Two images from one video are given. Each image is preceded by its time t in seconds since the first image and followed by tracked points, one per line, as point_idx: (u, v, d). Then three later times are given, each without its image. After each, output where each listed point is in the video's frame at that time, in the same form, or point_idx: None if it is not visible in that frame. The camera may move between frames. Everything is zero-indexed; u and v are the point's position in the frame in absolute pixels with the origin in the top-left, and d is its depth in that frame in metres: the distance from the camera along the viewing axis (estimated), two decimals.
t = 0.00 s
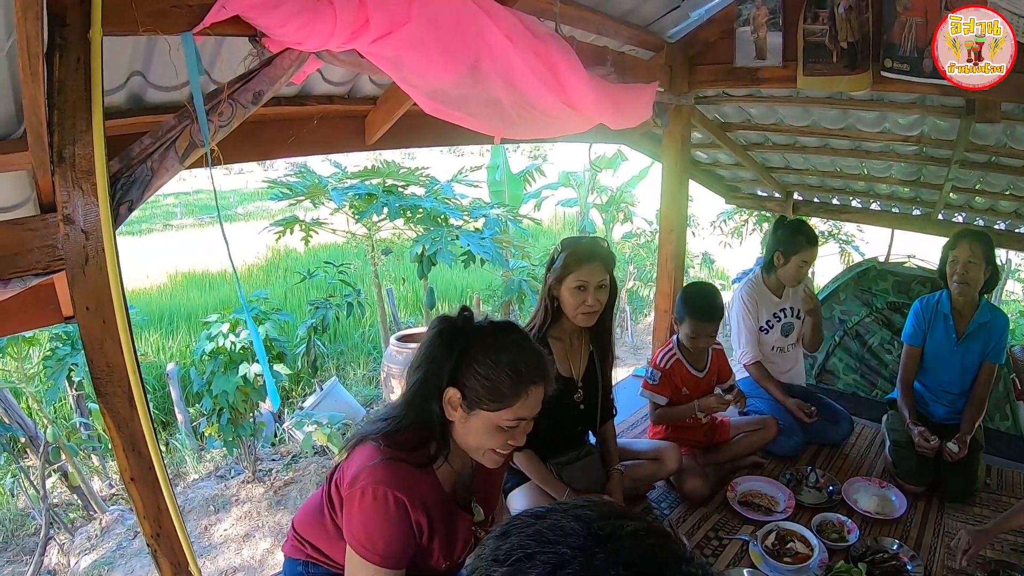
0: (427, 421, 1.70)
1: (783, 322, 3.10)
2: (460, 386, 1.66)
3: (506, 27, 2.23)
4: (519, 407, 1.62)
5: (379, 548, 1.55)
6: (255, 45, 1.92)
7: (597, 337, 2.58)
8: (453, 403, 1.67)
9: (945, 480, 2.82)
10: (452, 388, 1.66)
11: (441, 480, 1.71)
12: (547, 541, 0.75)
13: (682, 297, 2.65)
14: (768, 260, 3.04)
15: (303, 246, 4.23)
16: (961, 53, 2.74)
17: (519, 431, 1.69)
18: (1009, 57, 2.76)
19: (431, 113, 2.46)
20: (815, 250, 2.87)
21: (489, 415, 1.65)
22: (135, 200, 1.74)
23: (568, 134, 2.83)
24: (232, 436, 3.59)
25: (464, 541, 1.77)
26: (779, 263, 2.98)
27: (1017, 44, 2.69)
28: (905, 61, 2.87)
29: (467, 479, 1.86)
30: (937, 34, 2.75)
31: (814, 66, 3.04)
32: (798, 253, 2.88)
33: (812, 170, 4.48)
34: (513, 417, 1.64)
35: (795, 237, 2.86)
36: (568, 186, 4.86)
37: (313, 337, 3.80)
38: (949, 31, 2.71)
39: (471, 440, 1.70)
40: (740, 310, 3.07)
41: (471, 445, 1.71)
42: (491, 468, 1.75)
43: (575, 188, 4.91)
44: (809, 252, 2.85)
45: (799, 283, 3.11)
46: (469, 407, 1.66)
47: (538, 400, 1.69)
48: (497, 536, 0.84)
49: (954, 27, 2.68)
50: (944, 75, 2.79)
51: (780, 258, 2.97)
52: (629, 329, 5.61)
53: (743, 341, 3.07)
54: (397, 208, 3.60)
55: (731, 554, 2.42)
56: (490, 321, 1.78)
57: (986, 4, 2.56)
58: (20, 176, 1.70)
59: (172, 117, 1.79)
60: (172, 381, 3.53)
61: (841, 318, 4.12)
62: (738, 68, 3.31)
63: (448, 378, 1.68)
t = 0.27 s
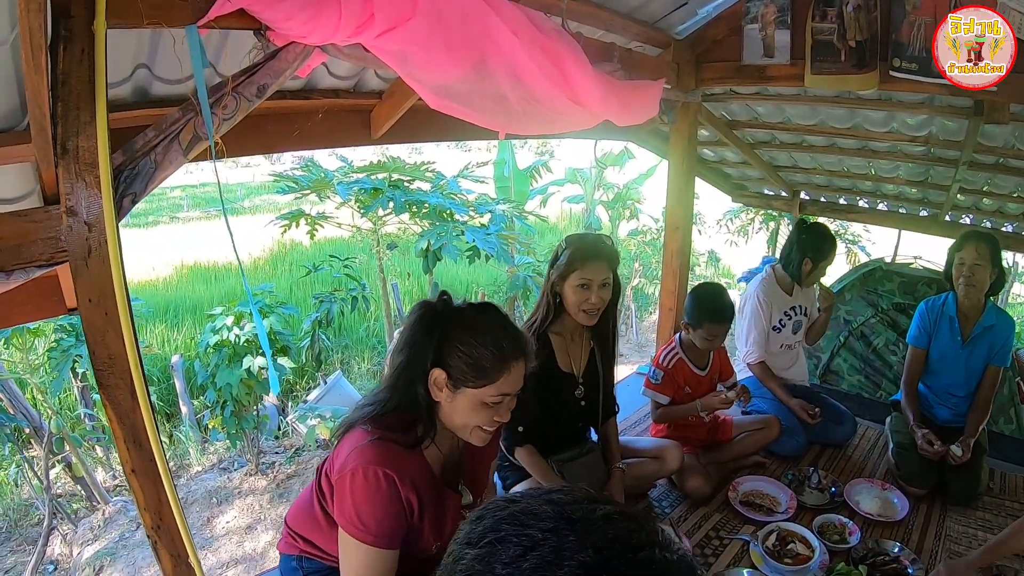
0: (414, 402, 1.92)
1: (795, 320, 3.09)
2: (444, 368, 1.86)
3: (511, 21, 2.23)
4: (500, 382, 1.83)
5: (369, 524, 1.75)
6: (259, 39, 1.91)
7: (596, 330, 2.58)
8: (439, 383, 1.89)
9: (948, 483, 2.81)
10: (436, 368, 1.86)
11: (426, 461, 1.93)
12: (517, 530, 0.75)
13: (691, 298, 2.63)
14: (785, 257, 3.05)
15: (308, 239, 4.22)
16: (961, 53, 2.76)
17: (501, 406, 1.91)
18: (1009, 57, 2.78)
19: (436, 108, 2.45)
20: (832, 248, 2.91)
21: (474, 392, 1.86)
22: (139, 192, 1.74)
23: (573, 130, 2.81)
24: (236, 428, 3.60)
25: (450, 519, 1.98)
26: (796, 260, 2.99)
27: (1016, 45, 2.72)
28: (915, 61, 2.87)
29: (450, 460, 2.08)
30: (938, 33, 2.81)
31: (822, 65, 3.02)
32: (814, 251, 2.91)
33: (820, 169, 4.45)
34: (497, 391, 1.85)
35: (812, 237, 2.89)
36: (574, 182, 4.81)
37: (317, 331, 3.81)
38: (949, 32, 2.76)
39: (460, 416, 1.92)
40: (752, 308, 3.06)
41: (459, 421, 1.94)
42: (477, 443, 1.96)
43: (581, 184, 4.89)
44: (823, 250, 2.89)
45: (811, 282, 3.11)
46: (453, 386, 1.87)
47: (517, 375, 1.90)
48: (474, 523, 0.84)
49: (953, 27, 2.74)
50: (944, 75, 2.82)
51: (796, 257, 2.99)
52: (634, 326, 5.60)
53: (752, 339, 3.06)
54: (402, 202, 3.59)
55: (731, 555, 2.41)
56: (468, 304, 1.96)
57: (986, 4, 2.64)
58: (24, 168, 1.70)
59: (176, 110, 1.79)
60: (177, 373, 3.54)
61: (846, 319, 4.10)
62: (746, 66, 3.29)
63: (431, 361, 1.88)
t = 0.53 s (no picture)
0: (414, 394, 1.92)
1: (803, 320, 3.08)
2: (446, 359, 1.88)
3: (510, 21, 2.23)
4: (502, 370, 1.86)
5: (369, 509, 1.75)
6: (256, 38, 1.90)
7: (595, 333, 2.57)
8: (441, 375, 1.89)
9: (947, 488, 2.79)
10: (438, 360, 1.88)
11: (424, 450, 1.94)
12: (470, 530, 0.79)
13: (693, 300, 2.62)
14: (797, 256, 3.05)
15: (309, 237, 4.21)
16: (961, 53, 2.75)
17: (503, 395, 1.94)
18: (1009, 58, 2.74)
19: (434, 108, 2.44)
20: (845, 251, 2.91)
21: (477, 381, 1.88)
22: (135, 192, 1.74)
23: (573, 131, 2.80)
24: (235, 426, 3.57)
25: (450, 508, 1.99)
26: (807, 259, 2.99)
27: (1017, 44, 2.69)
28: (917, 63, 2.87)
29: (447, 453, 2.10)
30: (939, 34, 2.81)
31: (823, 65, 3.00)
32: (829, 254, 2.91)
33: (821, 170, 4.43)
34: (499, 381, 1.88)
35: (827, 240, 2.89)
36: (575, 182, 4.79)
37: (317, 328, 3.78)
38: (950, 31, 2.75)
39: (461, 407, 1.94)
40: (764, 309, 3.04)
41: (459, 412, 1.96)
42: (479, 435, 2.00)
43: (582, 183, 4.88)
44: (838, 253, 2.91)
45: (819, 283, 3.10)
46: (454, 377, 1.88)
47: (516, 363, 1.94)
48: (446, 510, 0.89)
49: (954, 26, 2.73)
50: (944, 75, 2.83)
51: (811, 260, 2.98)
52: (634, 326, 5.59)
53: (761, 337, 3.06)
54: (403, 201, 3.57)
55: (728, 558, 2.40)
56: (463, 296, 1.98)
57: (986, 4, 2.63)
58: (20, 167, 1.69)
59: (173, 110, 1.78)
60: (177, 369, 3.53)
61: (847, 320, 4.08)
62: (747, 66, 3.28)
63: (432, 353, 1.89)
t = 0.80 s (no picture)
0: (407, 392, 1.91)
1: (803, 319, 3.08)
2: (439, 357, 1.88)
3: (504, 19, 2.22)
4: (496, 367, 1.87)
5: (362, 506, 1.74)
6: (248, 37, 1.90)
7: (588, 333, 2.57)
8: (434, 374, 1.88)
9: (941, 488, 2.80)
10: (429, 358, 1.87)
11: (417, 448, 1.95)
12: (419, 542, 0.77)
13: (688, 301, 2.61)
14: (800, 255, 3.05)
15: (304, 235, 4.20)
16: (961, 53, 2.74)
17: (496, 393, 1.93)
18: (1009, 58, 2.74)
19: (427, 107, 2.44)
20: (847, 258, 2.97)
21: (470, 379, 1.88)
22: (126, 192, 1.73)
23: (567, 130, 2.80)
24: (229, 425, 3.56)
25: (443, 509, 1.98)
26: (810, 257, 2.99)
27: (1017, 44, 2.68)
28: (914, 63, 2.85)
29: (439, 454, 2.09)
30: (938, 34, 2.79)
31: (819, 65, 3.00)
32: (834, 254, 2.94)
33: (817, 170, 4.43)
34: (492, 380, 1.89)
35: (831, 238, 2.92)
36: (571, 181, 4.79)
37: (312, 327, 3.78)
38: (950, 31, 2.73)
39: (454, 406, 1.93)
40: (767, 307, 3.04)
41: (452, 411, 1.95)
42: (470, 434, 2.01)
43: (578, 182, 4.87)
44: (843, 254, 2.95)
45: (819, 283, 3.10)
46: (447, 375, 1.87)
47: (509, 361, 1.95)
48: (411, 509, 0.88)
49: (954, 26, 2.71)
50: (944, 75, 2.82)
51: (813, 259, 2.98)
52: (630, 325, 5.58)
53: (762, 335, 3.05)
54: (398, 199, 3.57)
55: (721, 559, 2.40)
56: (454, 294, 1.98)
57: (985, 4, 2.61)
58: (10, 165, 1.69)
59: (164, 109, 1.77)
60: (172, 368, 3.50)
61: (843, 320, 4.07)
62: (743, 66, 3.27)
63: (424, 351, 1.89)
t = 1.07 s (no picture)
0: (393, 401, 2.06)
1: (796, 321, 3.09)
2: (422, 368, 2.02)
3: (496, 25, 2.21)
4: (479, 377, 2.00)
5: (348, 514, 1.92)
6: (239, 42, 1.90)
7: (581, 334, 2.59)
8: (418, 384, 2.04)
9: (933, 490, 2.80)
10: (413, 368, 2.02)
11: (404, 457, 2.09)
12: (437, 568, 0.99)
13: (679, 305, 2.62)
14: (794, 257, 3.05)
15: (299, 238, 4.20)
16: (961, 53, 2.70)
17: (480, 402, 2.07)
18: (1009, 58, 2.70)
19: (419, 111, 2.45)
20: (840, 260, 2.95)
21: (454, 389, 2.02)
22: (118, 198, 1.72)
23: (559, 135, 2.81)
24: (224, 428, 3.56)
25: (428, 511, 2.15)
26: (802, 259, 2.99)
27: (1017, 44, 2.63)
28: (906, 66, 2.88)
29: (427, 457, 2.24)
30: (938, 33, 2.76)
31: (811, 68, 3.01)
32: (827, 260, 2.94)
33: (810, 172, 4.43)
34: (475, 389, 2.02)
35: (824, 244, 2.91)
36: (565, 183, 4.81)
37: (306, 330, 3.78)
38: (950, 30, 2.70)
39: (439, 414, 2.07)
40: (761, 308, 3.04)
41: (437, 418, 2.09)
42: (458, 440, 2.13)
43: (573, 184, 4.89)
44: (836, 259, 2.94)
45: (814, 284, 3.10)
46: (431, 386, 2.02)
47: (492, 370, 2.07)
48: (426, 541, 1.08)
49: (954, 26, 2.68)
50: (943, 75, 2.79)
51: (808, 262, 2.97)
52: (625, 327, 5.58)
53: (756, 335, 3.05)
54: (392, 202, 3.57)
55: (714, 562, 2.41)
56: (439, 303, 2.11)
57: (986, 4, 2.54)
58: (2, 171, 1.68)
59: (156, 114, 1.77)
60: (167, 371, 3.51)
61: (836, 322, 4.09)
62: (736, 69, 3.27)
63: (408, 361, 2.03)
